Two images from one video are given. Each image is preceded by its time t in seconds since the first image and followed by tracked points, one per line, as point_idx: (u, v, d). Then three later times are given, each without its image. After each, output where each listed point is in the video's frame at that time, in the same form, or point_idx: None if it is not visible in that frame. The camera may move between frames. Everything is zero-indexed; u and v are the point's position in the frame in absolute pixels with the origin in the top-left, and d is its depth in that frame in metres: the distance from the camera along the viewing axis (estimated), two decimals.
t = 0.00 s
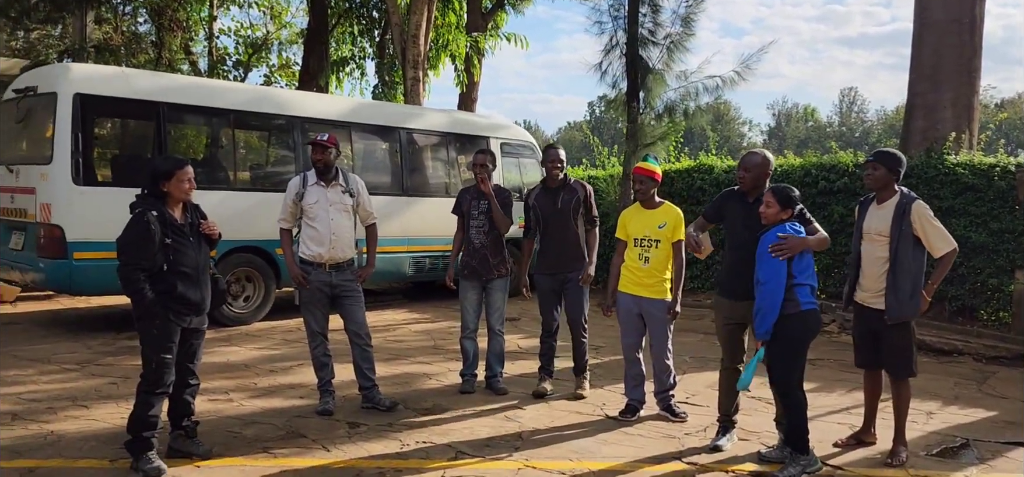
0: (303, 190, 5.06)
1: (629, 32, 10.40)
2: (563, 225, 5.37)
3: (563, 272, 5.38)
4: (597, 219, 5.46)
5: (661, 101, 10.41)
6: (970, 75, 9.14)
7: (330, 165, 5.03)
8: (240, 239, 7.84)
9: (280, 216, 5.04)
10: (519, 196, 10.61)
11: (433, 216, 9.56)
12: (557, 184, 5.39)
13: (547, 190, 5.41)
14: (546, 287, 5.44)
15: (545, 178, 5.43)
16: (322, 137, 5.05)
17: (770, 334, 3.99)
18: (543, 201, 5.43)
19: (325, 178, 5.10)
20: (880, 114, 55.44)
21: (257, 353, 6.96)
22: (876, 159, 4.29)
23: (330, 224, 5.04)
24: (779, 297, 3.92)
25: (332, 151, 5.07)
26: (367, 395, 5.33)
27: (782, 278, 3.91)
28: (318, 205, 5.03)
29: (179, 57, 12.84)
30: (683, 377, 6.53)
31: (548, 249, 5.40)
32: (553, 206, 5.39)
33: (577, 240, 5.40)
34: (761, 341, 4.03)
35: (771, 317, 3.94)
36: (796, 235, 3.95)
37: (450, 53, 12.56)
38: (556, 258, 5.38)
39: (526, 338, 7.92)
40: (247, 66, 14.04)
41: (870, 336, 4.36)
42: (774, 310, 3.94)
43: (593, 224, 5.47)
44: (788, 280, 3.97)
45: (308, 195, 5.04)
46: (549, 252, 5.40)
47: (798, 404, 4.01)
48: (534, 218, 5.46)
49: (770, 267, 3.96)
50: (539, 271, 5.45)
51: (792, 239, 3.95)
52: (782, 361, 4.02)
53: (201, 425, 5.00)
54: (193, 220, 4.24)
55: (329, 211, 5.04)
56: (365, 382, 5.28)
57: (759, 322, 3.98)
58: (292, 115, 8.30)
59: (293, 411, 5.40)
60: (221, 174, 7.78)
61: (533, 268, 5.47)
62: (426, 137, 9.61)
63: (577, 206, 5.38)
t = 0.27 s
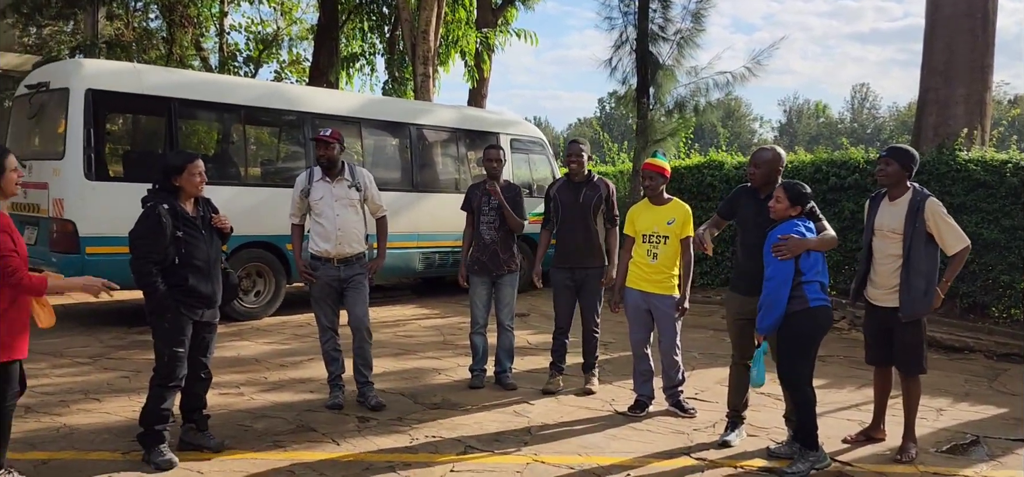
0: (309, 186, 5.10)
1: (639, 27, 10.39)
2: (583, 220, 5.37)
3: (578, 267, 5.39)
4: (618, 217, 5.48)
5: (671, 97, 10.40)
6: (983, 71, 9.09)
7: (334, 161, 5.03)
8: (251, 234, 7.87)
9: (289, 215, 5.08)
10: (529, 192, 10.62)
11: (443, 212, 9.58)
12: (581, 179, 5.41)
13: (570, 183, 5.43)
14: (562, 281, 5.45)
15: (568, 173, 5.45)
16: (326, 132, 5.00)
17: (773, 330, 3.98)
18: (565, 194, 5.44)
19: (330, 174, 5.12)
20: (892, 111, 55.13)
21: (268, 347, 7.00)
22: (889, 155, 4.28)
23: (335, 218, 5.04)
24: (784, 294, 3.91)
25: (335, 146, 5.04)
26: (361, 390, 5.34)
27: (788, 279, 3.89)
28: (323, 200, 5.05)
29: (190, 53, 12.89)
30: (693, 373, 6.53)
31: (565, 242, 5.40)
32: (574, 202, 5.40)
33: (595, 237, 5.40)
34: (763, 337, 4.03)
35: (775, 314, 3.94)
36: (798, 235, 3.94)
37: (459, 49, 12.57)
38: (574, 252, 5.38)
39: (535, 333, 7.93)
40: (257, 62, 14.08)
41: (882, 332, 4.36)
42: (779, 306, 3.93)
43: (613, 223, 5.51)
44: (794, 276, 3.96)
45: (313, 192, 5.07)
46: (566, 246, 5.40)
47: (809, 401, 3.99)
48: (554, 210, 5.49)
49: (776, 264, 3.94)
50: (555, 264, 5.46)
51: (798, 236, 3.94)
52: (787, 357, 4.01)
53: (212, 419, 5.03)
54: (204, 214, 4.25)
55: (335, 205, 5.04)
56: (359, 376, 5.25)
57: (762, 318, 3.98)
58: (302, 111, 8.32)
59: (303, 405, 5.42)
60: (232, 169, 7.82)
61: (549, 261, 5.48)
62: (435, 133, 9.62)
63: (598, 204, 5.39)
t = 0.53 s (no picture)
0: (314, 184, 5.11)
1: (646, 24, 10.37)
2: (598, 214, 5.36)
3: (591, 263, 5.40)
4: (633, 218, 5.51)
5: (678, 94, 10.39)
6: (991, 68, 9.05)
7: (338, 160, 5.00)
8: (258, 230, 7.89)
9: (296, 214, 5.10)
10: (535, 189, 10.63)
11: (449, 209, 9.59)
12: (599, 176, 5.43)
13: (589, 179, 5.44)
14: (574, 277, 5.44)
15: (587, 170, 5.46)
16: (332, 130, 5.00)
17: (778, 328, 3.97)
18: (582, 189, 5.43)
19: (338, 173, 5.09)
20: (901, 108, 54.90)
21: (274, 344, 7.02)
22: (892, 154, 4.27)
23: (337, 216, 5.00)
24: (788, 292, 3.91)
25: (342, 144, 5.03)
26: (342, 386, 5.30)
27: (794, 279, 3.88)
28: (326, 198, 5.04)
29: (197, 50, 12.92)
30: (699, 370, 6.52)
31: (581, 237, 5.42)
32: (591, 198, 5.39)
33: (609, 234, 5.39)
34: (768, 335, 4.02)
35: (778, 312, 3.93)
36: (808, 236, 3.90)
37: (466, 46, 12.57)
38: (588, 248, 5.40)
39: (541, 330, 7.94)
40: (264, 59, 14.10)
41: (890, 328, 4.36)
42: (783, 304, 3.92)
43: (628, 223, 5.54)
44: (799, 274, 3.95)
45: (318, 189, 5.07)
46: (581, 241, 5.42)
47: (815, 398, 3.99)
48: (569, 204, 5.49)
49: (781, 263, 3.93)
50: (569, 259, 5.47)
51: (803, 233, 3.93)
52: (791, 355, 4.00)
53: (219, 415, 5.05)
54: (212, 208, 4.27)
55: (337, 204, 5.00)
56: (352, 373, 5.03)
57: (766, 315, 3.97)
58: (309, 108, 8.34)
59: (310, 401, 5.44)
60: (239, 166, 7.84)
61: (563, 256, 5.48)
62: (442, 130, 9.63)
63: (616, 203, 5.37)
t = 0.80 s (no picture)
0: (318, 180, 5.10)
1: (650, 23, 10.36)
2: (606, 214, 5.38)
3: (597, 262, 5.41)
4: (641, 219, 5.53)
5: (682, 93, 10.37)
6: (996, 67, 9.03)
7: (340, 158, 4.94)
8: (262, 229, 7.90)
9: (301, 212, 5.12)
10: (539, 188, 10.63)
11: (453, 208, 9.59)
12: (611, 177, 5.43)
13: (599, 178, 5.44)
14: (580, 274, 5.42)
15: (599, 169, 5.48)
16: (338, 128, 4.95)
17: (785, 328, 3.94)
18: (592, 187, 5.43)
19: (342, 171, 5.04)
20: (906, 107, 54.77)
21: (278, 342, 7.03)
22: (885, 157, 4.26)
23: (334, 216, 4.95)
24: (796, 292, 3.88)
25: (350, 140, 4.98)
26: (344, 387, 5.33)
27: (800, 280, 3.85)
28: (326, 195, 5.02)
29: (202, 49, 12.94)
30: (702, 369, 6.52)
31: (588, 234, 5.39)
32: (600, 198, 5.40)
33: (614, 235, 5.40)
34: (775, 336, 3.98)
35: (786, 312, 3.90)
36: (808, 235, 3.91)
37: (470, 45, 12.58)
38: (597, 245, 5.38)
39: (545, 329, 7.94)
40: (269, 58, 14.13)
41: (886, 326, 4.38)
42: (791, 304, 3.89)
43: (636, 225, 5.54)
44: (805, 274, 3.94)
45: (320, 186, 5.06)
46: (587, 238, 5.40)
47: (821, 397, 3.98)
48: (579, 202, 5.49)
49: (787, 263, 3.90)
50: (573, 256, 5.46)
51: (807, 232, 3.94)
52: (798, 355, 3.97)
53: (223, 413, 5.06)
54: (220, 207, 4.28)
55: (336, 202, 4.95)
56: (353, 377, 5.03)
57: (773, 315, 3.93)
58: (313, 107, 8.35)
59: (314, 400, 5.44)
60: (243, 165, 7.85)
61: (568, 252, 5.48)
62: (446, 129, 9.63)
63: (624, 203, 5.39)
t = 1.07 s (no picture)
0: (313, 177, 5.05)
1: (653, 22, 10.36)
2: (609, 214, 5.37)
3: (598, 261, 5.41)
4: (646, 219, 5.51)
5: (685, 92, 10.36)
6: (1000, 66, 9.02)
7: (328, 155, 4.85)
8: (265, 228, 7.91)
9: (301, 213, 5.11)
10: (542, 187, 10.64)
11: (455, 207, 9.60)
12: (617, 176, 5.40)
13: (605, 177, 5.43)
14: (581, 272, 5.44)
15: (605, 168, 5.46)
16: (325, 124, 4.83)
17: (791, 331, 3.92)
18: (597, 185, 5.42)
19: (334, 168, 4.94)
20: (909, 107, 54.70)
21: (281, 342, 7.03)
22: (869, 160, 4.34)
23: (324, 214, 4.88)
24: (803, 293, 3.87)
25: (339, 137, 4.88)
26: (325, 384, 5.24)
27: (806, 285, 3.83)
28: (317, 192, 4.96)
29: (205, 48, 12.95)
30: (705, 369, 6.51)
31: (591, 233, 5.41)
32: (603, 197, 5.38)
33: (616, 234, 5.40)
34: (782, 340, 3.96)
35: (793, 314, 3.88)
36: (807, 238, 3.89)
37: (473, 44, 12.59)
38: (600, 244, 5.39)
39: (548, 329, 7.93)
40: (272, 57, 14.15)
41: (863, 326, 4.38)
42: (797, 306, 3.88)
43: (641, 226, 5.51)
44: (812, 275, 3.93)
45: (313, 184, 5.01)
46: (590, 237, 5.42)
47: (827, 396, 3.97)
48: (581, 199, 5.49)
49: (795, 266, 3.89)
50: (575, 253, 5.48)
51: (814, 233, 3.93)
52: (804, 355, 3.95)
53: (226, 412, 5.05)
54: (226, 207, 4.29)
55: (324, 200, 4.88)
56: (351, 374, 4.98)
57: (780, 318, 3.92)
58: (316, 106, 8.36)
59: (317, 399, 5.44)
60: (247, 164, 7.86)
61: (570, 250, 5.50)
62: (449, 128, 9.63)
63: (628, 204, 5.37)
